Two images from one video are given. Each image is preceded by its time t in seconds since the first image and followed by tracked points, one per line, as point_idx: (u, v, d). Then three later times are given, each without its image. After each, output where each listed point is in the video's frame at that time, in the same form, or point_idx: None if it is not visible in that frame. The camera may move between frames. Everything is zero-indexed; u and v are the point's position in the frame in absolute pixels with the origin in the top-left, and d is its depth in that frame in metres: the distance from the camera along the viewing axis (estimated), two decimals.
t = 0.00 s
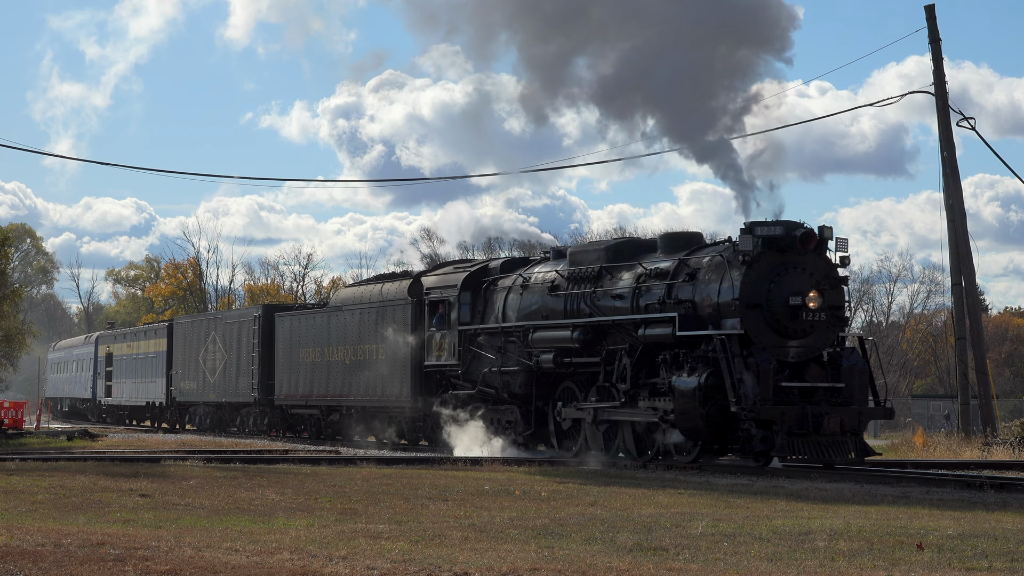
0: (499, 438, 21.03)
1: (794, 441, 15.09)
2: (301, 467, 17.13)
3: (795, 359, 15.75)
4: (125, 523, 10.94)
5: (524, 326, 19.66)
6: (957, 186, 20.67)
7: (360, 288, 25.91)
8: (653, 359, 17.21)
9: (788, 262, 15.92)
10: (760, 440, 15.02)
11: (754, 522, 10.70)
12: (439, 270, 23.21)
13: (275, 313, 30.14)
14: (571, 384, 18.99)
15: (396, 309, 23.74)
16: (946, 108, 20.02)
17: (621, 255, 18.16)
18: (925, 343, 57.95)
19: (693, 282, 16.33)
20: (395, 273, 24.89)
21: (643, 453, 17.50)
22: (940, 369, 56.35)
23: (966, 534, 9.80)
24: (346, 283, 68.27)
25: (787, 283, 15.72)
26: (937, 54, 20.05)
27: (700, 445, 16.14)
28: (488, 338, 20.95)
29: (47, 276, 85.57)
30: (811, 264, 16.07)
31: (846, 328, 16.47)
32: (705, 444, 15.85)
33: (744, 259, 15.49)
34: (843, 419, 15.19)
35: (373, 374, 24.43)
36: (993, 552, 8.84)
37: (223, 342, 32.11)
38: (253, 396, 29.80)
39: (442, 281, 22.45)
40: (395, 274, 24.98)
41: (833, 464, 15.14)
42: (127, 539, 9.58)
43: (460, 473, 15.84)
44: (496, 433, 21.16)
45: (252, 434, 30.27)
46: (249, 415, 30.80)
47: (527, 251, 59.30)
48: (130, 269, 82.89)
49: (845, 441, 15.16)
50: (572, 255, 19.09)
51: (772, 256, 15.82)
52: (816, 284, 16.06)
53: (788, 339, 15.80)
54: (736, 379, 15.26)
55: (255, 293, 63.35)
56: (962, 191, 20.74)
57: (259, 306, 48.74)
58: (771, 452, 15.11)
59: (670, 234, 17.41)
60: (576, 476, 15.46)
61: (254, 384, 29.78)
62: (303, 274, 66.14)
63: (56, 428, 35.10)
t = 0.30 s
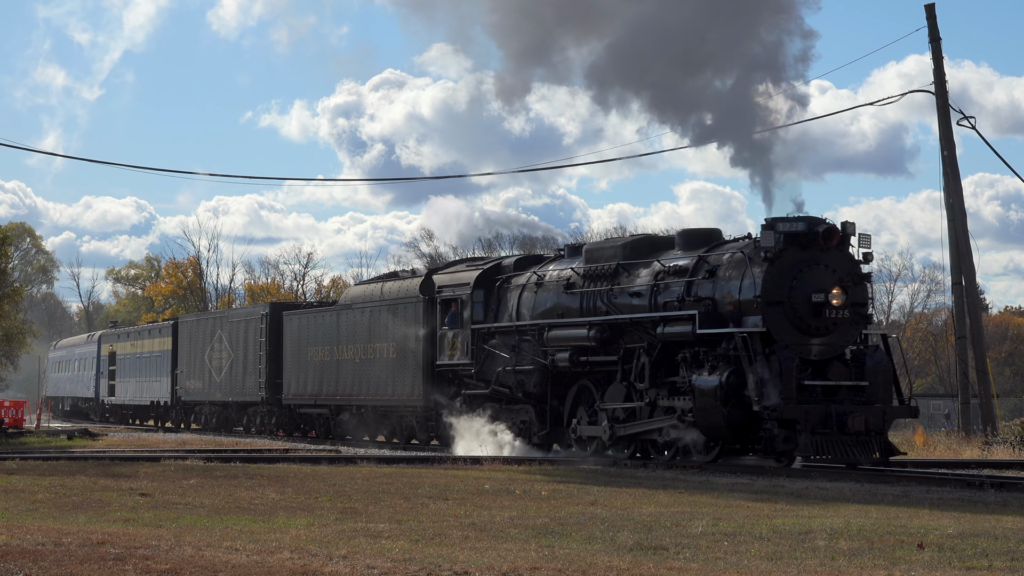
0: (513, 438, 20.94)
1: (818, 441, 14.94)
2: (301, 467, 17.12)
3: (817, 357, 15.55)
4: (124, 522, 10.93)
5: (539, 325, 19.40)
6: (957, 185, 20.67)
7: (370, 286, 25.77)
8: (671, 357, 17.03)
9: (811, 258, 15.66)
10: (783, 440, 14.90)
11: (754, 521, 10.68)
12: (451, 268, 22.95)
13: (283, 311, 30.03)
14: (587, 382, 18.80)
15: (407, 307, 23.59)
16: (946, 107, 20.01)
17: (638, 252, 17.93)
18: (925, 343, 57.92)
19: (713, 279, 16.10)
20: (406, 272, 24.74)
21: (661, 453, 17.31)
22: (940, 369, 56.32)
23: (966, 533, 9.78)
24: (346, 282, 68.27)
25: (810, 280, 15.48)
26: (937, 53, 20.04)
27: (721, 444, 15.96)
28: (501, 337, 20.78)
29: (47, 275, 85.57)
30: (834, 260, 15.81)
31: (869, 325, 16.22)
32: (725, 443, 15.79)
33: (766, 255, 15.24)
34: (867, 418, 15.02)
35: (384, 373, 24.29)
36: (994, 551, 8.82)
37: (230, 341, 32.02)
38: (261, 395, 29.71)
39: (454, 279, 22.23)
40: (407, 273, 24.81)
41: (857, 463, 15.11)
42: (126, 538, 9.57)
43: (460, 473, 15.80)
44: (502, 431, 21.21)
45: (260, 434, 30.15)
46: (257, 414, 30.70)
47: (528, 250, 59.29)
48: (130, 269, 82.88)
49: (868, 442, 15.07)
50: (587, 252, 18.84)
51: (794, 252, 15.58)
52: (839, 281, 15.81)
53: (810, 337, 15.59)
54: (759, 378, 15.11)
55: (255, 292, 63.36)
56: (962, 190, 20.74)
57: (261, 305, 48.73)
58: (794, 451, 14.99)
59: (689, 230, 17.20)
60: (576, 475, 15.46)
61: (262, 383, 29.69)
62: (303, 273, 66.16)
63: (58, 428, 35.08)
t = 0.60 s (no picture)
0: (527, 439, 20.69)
1: (842, 441, 14.68)
2: (301, 467, 17.10)
3: (841, 356, 15.34)
4: (124, 522, 10.91)
5: (555, 324, 19.36)
6: (957, 185, 20.66)
7: (381, 285, 25.58)
8: (691, 357, 16.82)
9: (835, 255, 15.51)
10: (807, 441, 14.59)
11: (754, 521, 10.67)
12: (466, 267, 22.89)
13: (291, 310, 29.94)
14: (604, 382, 18.60)
15: (420, 305, 23.41)
16: (946, 106, 20.00)
17: (656, 250, 17.86)
18: (925, 343, 57.89)
19: (734, 276, 15.90)
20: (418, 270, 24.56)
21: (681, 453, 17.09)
22: (940, 369, 56.31)
23: (967, 533, 9.77)
24: (346, 282, 68.25)
25: (833, 277, 15.32)
26: (937, 52, 20.03)
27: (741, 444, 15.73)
28: (517, 336, 20.65)
29: (48, 274, 85.56)
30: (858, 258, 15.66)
31: (894, 324, 16.00)
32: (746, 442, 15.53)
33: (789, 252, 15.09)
34: (893, 418, 14.76)
35: (396, 373, 24.15)
36: (995, 551, 8.81)
37: (237, 340, 31.93)
38: (268, 395, 29.57)
39: (468, 278, 22.15)
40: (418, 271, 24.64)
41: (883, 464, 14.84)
42: (126, 538, 9.56)
43: (461, 473, 15.76)
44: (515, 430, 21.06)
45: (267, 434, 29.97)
46: (264, 414, 30.55)
47: (527, 249, 59.31)
48: (130, 269, 82.89)
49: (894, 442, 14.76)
50: (604, 250, 18.72)
51: (817, 249, 15.43)
52: (863, 278, 15.65)
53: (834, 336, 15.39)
54: (782, 376, 14.89)
55: (255, 292, 63.33)
56: (962, 189, 20.73)
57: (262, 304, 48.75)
58: (818, 452, 14.67)
59: (708, 227, 17.12)
60: (575, 475, 15.43)
61: (270, 383, 29.56)
62: (303, 273, 66.17)
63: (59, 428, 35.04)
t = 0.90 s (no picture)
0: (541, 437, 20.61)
1: (867, 442, 14.64)
2: (301, 466, 17.10)
3: (866, 355, 15.14)
4: (124, 522, 10.91)
5: (571, 323, 19.15)
6: (957, 184, 20.66)
7: (391, 283, 25.26)
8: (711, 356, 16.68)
9: (859, 252, 15.27)
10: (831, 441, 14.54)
11: (754, 521, 10.67)
12: (478, 265, 22.65)
13: (299, 309, 29.76)
14: (620, 382, 18.46)
15: (431, 304, 23.14)
16: (946, 106, 20.00)
17: (675, 248, 17.67)
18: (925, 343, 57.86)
19: (755, 274, 15.69)
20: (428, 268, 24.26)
21: (700, 453, 16.96)
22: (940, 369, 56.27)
23: (967, 533, 9.77)
24: (347, 282, 68.26)
25: (858, 275, 15.09)
26: (937, 52, 20.03)
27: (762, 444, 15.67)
28: (531, 336, 20.52)
29: (48, 274, 85.58)
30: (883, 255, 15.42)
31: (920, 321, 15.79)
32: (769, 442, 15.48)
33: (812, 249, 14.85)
34: (919, 418, 14.61)
35: (407, 373, 23.90)
36: (995, 551, 8.80)
37: (243, 340, 31.79)
38: (276, 395, 29.40)
39: (481, 276, 21.92)
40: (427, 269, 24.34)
41: (908, 464, 14.86)
42: (127, 538, 9.55)
43: (460, 473, 15.75)
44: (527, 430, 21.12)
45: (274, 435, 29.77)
46: (271, 414, 30.39)
47: (527, 249, 59.33)
48: (130, 269, 82.89)
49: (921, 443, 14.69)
50: (621, 248, 18.45)
51: (841, 246, 15.19)
52: (888, 275, 15.40)
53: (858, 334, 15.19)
54: (805, 376, 14.77)
55: (255, 292, 63.32)
56: (962, 188, 20.73)
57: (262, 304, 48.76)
58: (842, 453, 14.62)
59: (728, 225, 16.89)
60: (574, 475, 15.43)
61: (278, 383, 29.37)
62: (303, 272, 66.18)
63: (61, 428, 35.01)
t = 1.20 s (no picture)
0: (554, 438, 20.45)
1: (893, 443, 14.35)
2: (301, 466, 17.10)
3: (890, 354, 14.90)
4: (124, 522, 10.91)
5: (587, 322, 19.00)
6: (957, 184, 20.66)
7: (402, 281, 25.01)
8: (731, 355, 16.53)
9: (883, 250, 15.02)
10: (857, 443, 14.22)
11: (754, 521, 10.67)
12: (492, 264, 22.51)
13: (307, 309, 29.59)
14: (637, 382, 18.38)
15: (444, 302, 22.92)
16: (946, 106, 20.01)
17: (694, 246, 17.61)
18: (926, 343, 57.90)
19: (777, 272, 15.45)
20: (440, 266, 24.03)
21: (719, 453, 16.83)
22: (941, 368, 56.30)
23: (968, 533, 9.76)
24: (347, 281, 68.27)
25: (883, 272, 14.82)
26: (937, 52, 20.03)
27: (784, 446, 15.52)
28: (546, 335, 20.41)
29: (49, 274, 85.64)
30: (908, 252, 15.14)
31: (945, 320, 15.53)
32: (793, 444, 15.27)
33: (836, 246, 14.62)
34: (946, 418, 14.31)
35: (418, 373, 23.69)
36: (995, 552, 8.80)
37: (250, 339, 31.68)
38: (283, 395, 29.26)
39: (495, 275, 21.77)
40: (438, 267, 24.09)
41: (934, 466, 14.60)
42: (127, 538, 9.55)
43: (459, 473, 15.75)
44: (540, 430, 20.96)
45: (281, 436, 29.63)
46: (278, 415, 30.24)
47: (527, 249, 59.39)
48: (130, 268, 82.92)
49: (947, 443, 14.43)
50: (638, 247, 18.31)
51: (865, 243, 14.96)
52: (913, 273, 15.12)
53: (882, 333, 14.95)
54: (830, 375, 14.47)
55: (255, 292, 63.34)
56: (962, 188, 20.73)
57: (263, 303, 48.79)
58: (868, 454, 14.30)
59: (748, 222, 16.72)
60: (574, 475, 15.43)
61: (286, 383, 29.19)
62: (303, 272, 66.22)
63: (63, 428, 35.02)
